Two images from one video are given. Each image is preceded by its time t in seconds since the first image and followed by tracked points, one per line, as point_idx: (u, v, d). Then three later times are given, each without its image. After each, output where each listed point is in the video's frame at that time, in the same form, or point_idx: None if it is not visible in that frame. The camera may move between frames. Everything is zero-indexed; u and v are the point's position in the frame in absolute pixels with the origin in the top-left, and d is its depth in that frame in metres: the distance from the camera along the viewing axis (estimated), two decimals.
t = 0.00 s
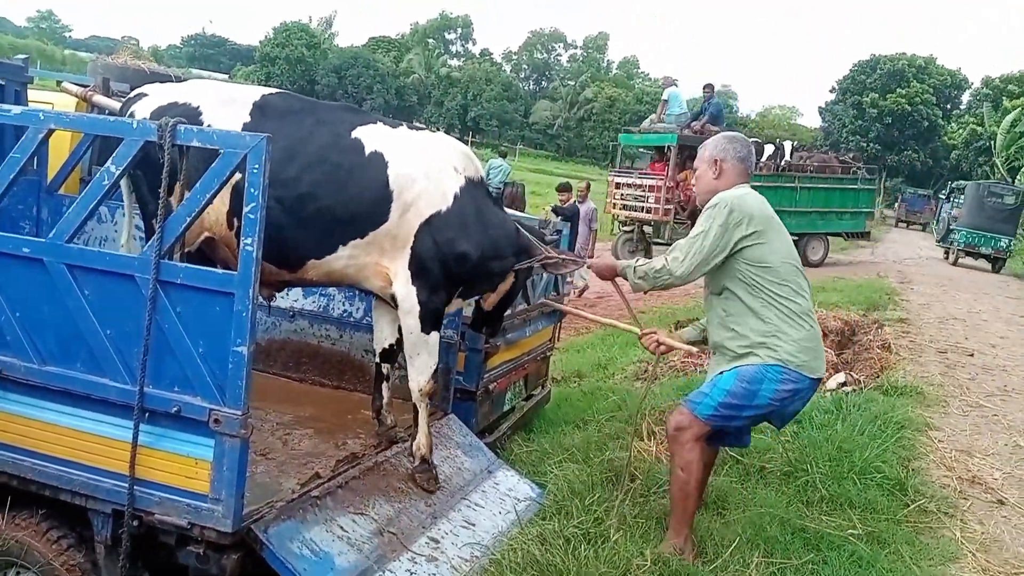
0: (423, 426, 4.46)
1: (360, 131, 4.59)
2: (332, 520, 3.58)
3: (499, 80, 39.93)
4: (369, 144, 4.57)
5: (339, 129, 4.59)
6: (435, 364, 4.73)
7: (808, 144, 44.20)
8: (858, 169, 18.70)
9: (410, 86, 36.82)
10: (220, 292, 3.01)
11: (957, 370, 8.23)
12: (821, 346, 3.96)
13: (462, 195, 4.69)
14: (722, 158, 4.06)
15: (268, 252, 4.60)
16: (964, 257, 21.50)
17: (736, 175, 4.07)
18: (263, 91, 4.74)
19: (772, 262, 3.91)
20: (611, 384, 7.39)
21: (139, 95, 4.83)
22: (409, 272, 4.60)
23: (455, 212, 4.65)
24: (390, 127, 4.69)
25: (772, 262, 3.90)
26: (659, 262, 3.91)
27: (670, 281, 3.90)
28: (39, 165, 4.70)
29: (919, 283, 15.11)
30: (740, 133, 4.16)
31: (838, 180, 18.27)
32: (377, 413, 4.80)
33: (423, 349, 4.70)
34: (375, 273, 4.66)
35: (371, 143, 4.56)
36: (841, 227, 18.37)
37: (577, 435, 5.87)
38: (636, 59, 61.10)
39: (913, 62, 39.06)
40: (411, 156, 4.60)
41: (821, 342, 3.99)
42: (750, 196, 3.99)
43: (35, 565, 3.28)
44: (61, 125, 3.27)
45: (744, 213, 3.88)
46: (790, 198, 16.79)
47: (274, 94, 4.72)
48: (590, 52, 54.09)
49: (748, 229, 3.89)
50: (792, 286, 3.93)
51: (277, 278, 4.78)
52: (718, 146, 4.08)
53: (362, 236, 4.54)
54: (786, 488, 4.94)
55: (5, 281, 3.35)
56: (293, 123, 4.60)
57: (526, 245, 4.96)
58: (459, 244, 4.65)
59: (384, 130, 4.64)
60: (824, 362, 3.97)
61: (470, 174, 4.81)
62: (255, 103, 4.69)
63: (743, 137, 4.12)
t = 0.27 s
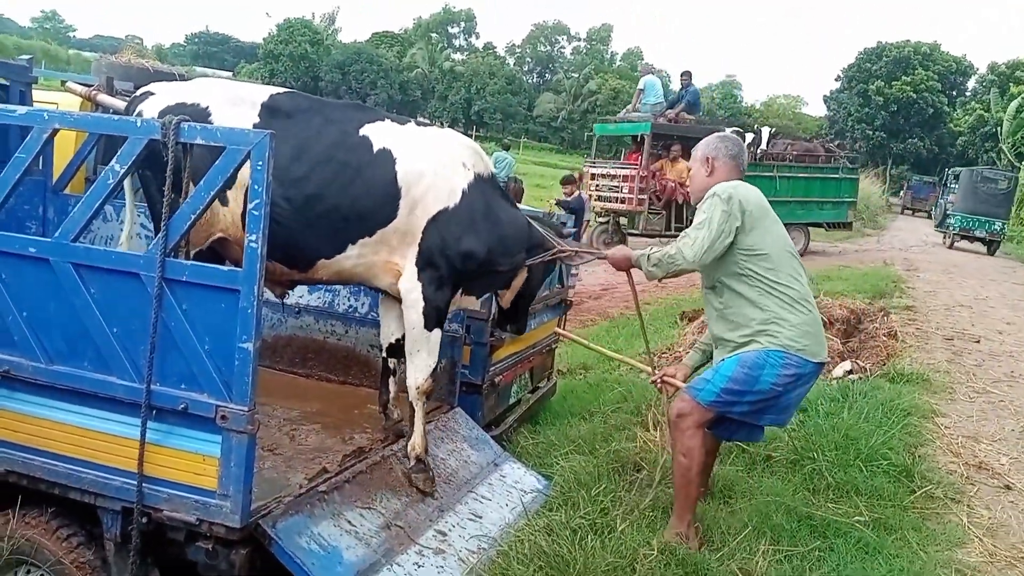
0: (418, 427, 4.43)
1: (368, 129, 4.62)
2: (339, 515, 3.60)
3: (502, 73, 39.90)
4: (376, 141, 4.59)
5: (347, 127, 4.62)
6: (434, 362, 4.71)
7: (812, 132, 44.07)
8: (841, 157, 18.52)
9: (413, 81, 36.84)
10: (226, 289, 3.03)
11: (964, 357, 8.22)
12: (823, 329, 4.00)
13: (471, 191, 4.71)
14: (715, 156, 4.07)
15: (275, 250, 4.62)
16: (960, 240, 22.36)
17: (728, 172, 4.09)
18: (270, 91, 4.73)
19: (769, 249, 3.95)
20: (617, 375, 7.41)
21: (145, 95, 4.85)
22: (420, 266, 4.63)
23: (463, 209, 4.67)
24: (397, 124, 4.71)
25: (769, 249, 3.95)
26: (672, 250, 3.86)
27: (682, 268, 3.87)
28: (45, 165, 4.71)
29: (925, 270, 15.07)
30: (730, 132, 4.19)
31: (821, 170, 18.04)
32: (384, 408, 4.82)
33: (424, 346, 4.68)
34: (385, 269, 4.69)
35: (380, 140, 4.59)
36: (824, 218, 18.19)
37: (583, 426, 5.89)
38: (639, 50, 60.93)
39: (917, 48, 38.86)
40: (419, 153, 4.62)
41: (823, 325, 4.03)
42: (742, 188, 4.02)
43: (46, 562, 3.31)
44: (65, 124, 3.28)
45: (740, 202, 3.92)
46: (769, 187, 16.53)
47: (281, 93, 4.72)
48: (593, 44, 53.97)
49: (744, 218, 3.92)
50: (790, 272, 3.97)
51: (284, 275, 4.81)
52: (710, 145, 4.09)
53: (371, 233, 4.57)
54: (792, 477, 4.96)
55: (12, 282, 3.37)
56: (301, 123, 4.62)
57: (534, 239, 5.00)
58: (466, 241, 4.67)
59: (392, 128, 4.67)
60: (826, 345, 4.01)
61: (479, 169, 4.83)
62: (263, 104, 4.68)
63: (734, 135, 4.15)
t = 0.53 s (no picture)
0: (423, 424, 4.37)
1: (365, 123, 4.58)
2: (347, 508, 3.61)
3: (503, 63, 39.76)
4: (374, 136, 4.56)
5: (344, 121, 4.58)
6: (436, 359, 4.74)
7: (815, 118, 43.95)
8: (818, 145, 18.09)
9: (413, 72, 36.75)
10: (230, 284, 3.03)
11: (969, 343, 8.21)
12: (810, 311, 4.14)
13: (469, 185, 4.70)
14: (690, 164, 4.16)
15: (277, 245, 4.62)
16: (963, 225, 22.32)
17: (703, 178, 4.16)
18: (268, 87, 4.70)
19: (754, 238, 4.08)
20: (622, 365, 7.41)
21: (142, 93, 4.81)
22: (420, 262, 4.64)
23: (462, 204, 4.66)
24: (395, 117, 4.67)
25: (754, 238, 4.08)
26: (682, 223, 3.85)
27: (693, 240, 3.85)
28: (46, 161, 4.70)
29: (929, 257, 15.04)
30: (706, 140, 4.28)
31: (795, 158, 17.63)
32: (391, 400, 4.86)
33: (425, 344, 4.71)
34: (382, 266, 4.71)
35: (376, 134, 4.55)
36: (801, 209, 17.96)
37: (588, 417, 5.90)
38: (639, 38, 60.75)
39: (919, 33, 38.68)
40: (416, 148, 4.59)
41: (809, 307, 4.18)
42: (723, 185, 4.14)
43: (57, 558, 3.35)
44: (67, 121, 3.29)
45: (727, 192, 4.04)
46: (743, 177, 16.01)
47: (280, 88, 4.69)
48: (593, 32, 53.79)
49: (730, 208, 4.04)
50: (774, 258, 4.11)
51: (286, 271, 4.80)
52: (687, 153, 4.18)
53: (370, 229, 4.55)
54: (798, 465, 4.96)
55: (18, 279, 3.37)
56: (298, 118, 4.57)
57: (535, 228, 4.99)
58: (466, 239, 4.67)
59: (390, 120, 4.63)
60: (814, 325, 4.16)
61: (477, 162, 4.81)
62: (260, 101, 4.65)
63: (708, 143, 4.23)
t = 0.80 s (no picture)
0: (429, 421, 4.34)
1: (360, 118, 4.59)
2: (352, 505, 3.62)
3: (505, 61, 39.72)
4: (368, 131, 4.56)
5: (338, 117, 4.59)
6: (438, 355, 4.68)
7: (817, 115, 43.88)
8: (792, 142, 18.08)
9: (414, 70, 36.74)
10: (235, 282, 3.03)
11: (973, 340, 8.19)
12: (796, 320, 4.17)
13: (458, 181, 4.64)
14: (677, 163, 4.15)
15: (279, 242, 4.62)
16: (967, 221, 22.29)
17: (692, 176, 4.17)
18: (264, 80, 4.74)
19: (743, 248, 4.09)
20: (625, 363, 7.41)
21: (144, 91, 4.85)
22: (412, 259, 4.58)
23: (452, 203, 4.59)
24: (391, 113, 4.67)
25: (744, 247, 4.09)
26: (676, 245, 3.86)
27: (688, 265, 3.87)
28: (51, 160, 4.73)
29: (932, 253, 15.02)
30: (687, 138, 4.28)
31: (767, 155, 17.45)
32: (394, 398, 4.85)
33: (426, 342, 4.65)
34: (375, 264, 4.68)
35: (370, 131, 4.55)
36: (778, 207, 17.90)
37: (592, 414, 5.90)
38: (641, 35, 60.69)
39: (921, 30, 38.58)
40: (409, 145, 4.56)
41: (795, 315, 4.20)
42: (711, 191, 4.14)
43: (64, 555, 3.35)
44: (71, 120, 3.29)
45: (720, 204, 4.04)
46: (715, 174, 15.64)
47: (276, 81, 4.73)
48: (595, 29, 53.73)
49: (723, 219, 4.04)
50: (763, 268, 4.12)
51: (285, 267, 4.82)
52: (674, 152, 4.16)
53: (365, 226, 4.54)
54: (803, 462, 4.96)
55: (23, 277, 3.38)
56: (295, 110, 4.62)
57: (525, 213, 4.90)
58: (460, 234, 4.59)
59: (384, 117, 4.62)
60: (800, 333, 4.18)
61: (467, 158, 4.74)
62: (257, 92, 4.69)
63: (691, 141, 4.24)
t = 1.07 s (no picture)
0: (408, 394, 4.35)
1: (343, 109, 4.56)
2: (351, 503, 3.62)
3: (502, 57, 39.60)
4: (349, 122, 4.52)
5: (323, 111, 4.57)
6: (418, 330, 4.53)
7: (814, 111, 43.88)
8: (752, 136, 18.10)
9: (412, 67, 36.61)
10: (233, 280, 3.03)
11: (970, 334, 8.21)
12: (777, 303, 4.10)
13: (427, 162, 4.49)
14: (710, 105, 4.06)
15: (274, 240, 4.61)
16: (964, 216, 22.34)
17: (718, 123, 4.10)
18: (253, 76, 4.76)
19: (737, 220, 4.01)
20: (623, 359, 7.41)
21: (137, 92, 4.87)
22: (393, 252, 4.47)
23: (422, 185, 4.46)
24: (375, 104, 4.62)
25: (737, 220, 4.00)
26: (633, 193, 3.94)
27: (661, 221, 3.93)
28: (47, 159, 4.72)
29: (930, 248, 15.05)
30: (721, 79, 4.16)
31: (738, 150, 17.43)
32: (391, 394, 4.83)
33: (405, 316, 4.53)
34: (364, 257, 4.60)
35: (350, 122, 4.51)
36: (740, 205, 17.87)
37: (591, 411, 5.89)
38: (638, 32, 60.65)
39: (918, 25, 38.58)
40: (384, 132, 4.49)
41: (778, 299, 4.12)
42: (725, 146, 4.06)
43: (62, 555, 3.35)
44: (68, 119, 3.29)
45: (719, 172, 3.95)
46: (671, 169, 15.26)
47: (265, 77, 4.74)
48: (592, 26, 53.67)
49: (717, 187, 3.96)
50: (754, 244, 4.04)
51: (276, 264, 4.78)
52: (706, 93, 4.06)
53: (351, 221, 4.48)
54: (800, 457, 4.97)
55: (19, 277, 3.37)
56: (281, 104, 4.62)
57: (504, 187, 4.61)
58: (433, 218, 4.47)
59: (365, 108, 4.58)
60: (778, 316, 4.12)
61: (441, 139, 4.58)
62: (245, 87, 4.70)
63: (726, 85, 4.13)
